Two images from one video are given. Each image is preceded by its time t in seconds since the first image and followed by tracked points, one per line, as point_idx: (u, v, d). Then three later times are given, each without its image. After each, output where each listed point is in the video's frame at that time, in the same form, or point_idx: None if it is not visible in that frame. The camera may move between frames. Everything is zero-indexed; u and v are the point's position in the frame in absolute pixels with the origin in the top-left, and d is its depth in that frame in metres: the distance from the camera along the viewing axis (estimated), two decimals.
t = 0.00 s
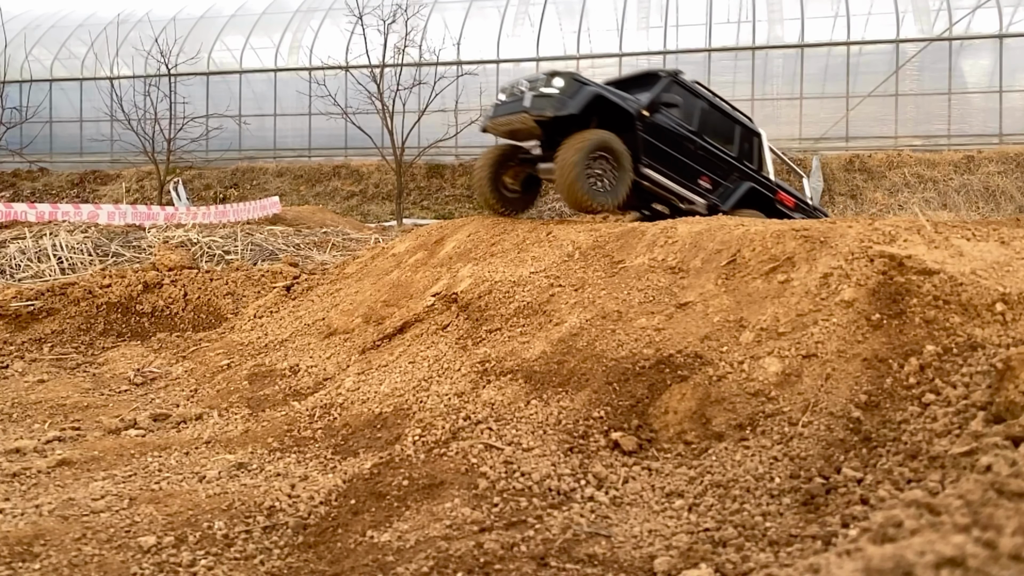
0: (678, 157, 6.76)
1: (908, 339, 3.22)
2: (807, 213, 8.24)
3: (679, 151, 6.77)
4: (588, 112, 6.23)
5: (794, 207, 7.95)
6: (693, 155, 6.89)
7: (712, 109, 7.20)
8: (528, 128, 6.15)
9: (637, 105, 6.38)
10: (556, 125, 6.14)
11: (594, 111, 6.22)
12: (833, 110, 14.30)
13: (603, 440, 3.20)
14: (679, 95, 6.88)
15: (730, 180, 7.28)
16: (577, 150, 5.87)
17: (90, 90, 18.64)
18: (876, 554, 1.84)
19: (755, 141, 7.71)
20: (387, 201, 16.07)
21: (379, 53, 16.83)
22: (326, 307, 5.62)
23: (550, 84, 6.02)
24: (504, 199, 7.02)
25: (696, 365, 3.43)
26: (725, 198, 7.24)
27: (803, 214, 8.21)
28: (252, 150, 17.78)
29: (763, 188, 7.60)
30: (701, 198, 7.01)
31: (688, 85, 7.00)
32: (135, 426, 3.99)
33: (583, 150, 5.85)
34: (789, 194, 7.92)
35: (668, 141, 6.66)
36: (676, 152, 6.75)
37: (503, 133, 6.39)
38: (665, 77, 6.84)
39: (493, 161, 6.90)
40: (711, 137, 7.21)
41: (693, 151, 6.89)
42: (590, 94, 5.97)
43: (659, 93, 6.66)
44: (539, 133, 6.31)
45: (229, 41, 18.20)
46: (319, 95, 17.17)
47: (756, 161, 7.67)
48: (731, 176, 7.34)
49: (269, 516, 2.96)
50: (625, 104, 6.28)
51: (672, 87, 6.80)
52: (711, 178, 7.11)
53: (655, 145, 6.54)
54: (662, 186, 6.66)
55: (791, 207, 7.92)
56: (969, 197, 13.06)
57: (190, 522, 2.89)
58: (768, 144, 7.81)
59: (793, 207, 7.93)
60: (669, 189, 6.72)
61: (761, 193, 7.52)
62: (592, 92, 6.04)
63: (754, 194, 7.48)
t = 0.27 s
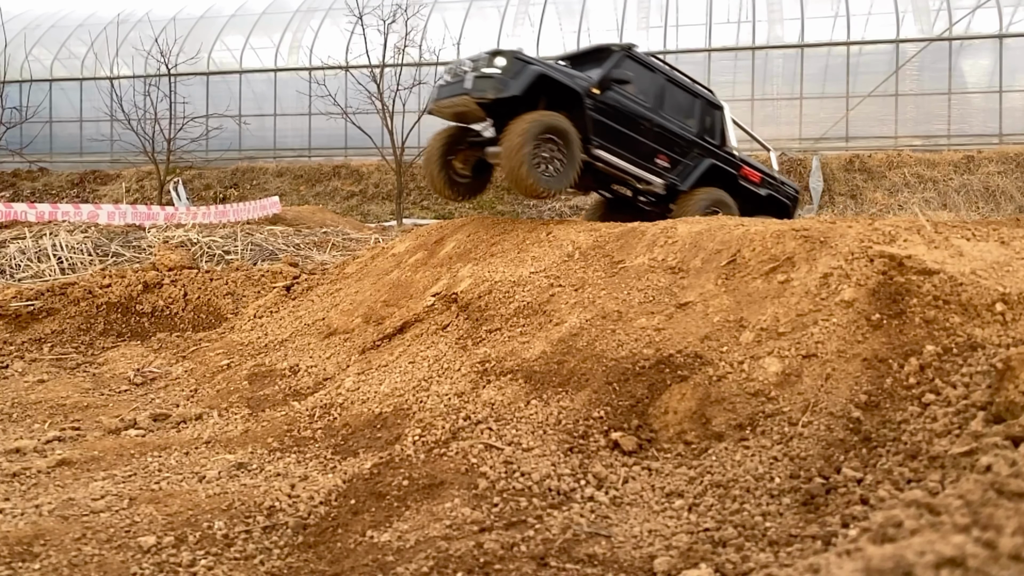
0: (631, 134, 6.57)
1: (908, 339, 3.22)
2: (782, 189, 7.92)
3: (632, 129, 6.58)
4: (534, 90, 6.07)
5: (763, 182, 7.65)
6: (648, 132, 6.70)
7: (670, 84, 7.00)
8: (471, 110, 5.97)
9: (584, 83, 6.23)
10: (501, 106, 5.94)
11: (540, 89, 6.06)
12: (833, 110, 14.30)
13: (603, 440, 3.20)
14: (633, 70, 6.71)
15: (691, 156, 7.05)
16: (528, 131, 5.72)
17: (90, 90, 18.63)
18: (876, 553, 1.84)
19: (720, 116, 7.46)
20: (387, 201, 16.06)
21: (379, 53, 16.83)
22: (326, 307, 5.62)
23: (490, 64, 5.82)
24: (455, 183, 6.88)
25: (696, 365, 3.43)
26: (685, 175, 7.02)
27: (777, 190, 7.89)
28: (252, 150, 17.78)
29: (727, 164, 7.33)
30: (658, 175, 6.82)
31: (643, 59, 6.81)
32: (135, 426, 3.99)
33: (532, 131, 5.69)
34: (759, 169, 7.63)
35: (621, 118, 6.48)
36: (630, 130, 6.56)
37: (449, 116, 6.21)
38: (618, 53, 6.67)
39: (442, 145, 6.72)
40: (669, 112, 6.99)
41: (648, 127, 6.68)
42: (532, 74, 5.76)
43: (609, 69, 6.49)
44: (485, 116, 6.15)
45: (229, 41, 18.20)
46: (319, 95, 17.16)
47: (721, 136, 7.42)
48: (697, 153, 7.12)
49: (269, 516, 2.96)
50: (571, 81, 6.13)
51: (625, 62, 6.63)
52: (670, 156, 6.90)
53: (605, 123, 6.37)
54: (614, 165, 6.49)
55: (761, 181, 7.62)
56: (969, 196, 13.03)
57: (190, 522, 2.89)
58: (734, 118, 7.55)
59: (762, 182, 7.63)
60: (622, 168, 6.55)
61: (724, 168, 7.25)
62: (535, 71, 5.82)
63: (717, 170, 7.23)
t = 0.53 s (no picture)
0: (584, 115, 6.36)
1: (908, 339, 3.22)
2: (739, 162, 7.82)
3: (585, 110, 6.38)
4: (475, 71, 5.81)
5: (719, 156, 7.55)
6: (600, 113, 6.48)
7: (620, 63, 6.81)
8: (409, 96, 5.72)
9: (533, 65, 6.01)
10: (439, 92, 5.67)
11: (481, 72, 5.79)
12: (833, 110, 14.29)
13: (603, 440, 3.19)
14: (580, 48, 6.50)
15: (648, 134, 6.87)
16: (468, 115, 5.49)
17: (90, 90, 18.63)
18: (876, 554, 1.84)
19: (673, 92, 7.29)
20: (387, 201, 16.06)
21: (379, 53, 16.83)
22: (326, 307, 5.62)
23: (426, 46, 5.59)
24: (401, 176, 6.57)
25: (696, 365, 3.43)
26: (640, 155, 6.83)
27: (736, 165, 7.80)
28: (252, 150, 17.78)
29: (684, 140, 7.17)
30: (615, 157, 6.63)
31: (590, 36, 6.62)
32: (135, 426, 3.99)
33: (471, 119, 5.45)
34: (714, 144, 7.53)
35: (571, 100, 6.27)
36: (582, 112, 6.35)
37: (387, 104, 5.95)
38: (563, 30, 6.46)
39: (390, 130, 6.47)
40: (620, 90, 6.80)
41: (600, 107, 6.49)
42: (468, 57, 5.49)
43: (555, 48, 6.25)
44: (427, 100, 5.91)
45: (229, 41, 18.21)
46: (319, 95, 17.15)
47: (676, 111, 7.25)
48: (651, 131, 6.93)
49: (269, 516, 2.96)
50: (517, 63, 5.90)
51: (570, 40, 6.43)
52: (625, 136, 6.71)
53: (557, 106, 6.16)
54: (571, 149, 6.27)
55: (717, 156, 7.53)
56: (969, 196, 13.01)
57: (190, 522, 2.89)
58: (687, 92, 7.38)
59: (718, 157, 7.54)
60: (577, 150, 6.30)
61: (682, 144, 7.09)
62: (474, 53, 5.55)
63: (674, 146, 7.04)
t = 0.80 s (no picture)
0: (516, 94, 5.77)
1: (907, 339, 3.22)
2: (700, 133, 7.10)
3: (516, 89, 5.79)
4: (396, 55, 5.43)
5: (677, 128, 6.85)
6: (536, 92, 5.90)
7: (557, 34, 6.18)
8: (331, 89, 5.43)
9: (452, 44, 5.44)
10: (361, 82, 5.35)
11: (402, 55, 5.38)
12: (833, 110, 14.29)
13: (603, 440, 3.19)
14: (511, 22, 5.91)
15: (593, 110, 6.24)
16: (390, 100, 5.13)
17: (90, 90, 18.63)
18: (876, 553, 1.84)
19: (621, 61, 6.61)
20: (387, 201, 16.04)
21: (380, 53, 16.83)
22: (326, 307, 5.62)
23: (341, 35, 5.27)
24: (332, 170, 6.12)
25: (696, 365, 3.43)
26: (585, 133, 6.23)
27: (697, 135, 7.07)
28: (252, 150, 17.77)
29: (635, 114, 6.50)
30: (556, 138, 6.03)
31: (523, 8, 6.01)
32: (135, 426, 3.99)
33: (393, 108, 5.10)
34: (672, 115, 6.84)
35: (499, 79, 5.69)
36: (512, 91, 5.75)
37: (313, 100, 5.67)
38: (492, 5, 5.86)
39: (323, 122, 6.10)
40: (561, 65, 6.18)
41: (534, 84, 5.89)
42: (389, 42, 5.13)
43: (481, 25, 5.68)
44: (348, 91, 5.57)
45: (229, 41, 18.21)
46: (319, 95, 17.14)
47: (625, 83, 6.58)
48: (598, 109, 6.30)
49: (269, 516, 2.96)
50: (437, 43, 5.37)
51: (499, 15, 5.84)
52: (567, 114, 6.09)
53: (481, 87, 5.58)
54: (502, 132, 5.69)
55: (674, 128, 6.82)
56: (969, 196, 12.95)
57: (190, 522, 2.89)
58: (635, 61, 6.70)
59: (676, 128, 6.83)
60: (512, 133, 5.74)
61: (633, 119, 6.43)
62: (391, 37, 5.18)
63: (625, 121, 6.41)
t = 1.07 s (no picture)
0: (445, 78, 5.23)
1: (907, 339, 3.22)
2: (654, 101, 6.55)
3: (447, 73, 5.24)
4: (316, 49, 4.94)
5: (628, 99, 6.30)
6: (472, 73, 5.37)
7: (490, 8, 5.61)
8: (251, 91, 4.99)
9: (372, 29, 4.90)
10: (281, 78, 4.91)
11: (324, 47, 4.90)
12: (833, 110, 14.29)
13: (603, 440, 3.20)
14: None
15: (536, 90, 5.70)
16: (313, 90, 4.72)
17: (90, 90, 18.62)
18: (876, 553, 1.84)
19: (563, 32, 6.03)
20: (387, 201, 16.02)
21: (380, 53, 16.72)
22: (326, 307, 5.62)
23: (254, 30, 4.79)
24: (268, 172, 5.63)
25: (696, 365, 3.43)
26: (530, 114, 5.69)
27: (649, 104, 6.52)
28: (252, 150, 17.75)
29: (582, 89, 5.96)
30: (496, 123, 5.50)
31: None
32: (135, 426, 3.99)
33: (312, 101, 4.67)
34: (623, 86, 6.29)
35: (425, 62, 5.14)
36: (443, 75, 5.21)
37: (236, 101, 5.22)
38: None
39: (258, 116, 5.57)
40: (500, 41, 5.62)
41: (466, 66, 5.34)
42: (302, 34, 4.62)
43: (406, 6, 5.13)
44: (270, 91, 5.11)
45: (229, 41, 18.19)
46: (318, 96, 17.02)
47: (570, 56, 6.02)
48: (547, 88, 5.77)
49: (269, 516, 2.96)
50: (353, 31, 4.83)
51: None
52: (507, 95, 5.54)
53: (406, 72, 5.05)
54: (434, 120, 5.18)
55: (625, 99, 6.27)
56: (968, 196, 12.91)
57: (190, 522, 2.89)
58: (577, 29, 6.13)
59: (627, 99, 6.28)
60: (450, 122, 5.24)
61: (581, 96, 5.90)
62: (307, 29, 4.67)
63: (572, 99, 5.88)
